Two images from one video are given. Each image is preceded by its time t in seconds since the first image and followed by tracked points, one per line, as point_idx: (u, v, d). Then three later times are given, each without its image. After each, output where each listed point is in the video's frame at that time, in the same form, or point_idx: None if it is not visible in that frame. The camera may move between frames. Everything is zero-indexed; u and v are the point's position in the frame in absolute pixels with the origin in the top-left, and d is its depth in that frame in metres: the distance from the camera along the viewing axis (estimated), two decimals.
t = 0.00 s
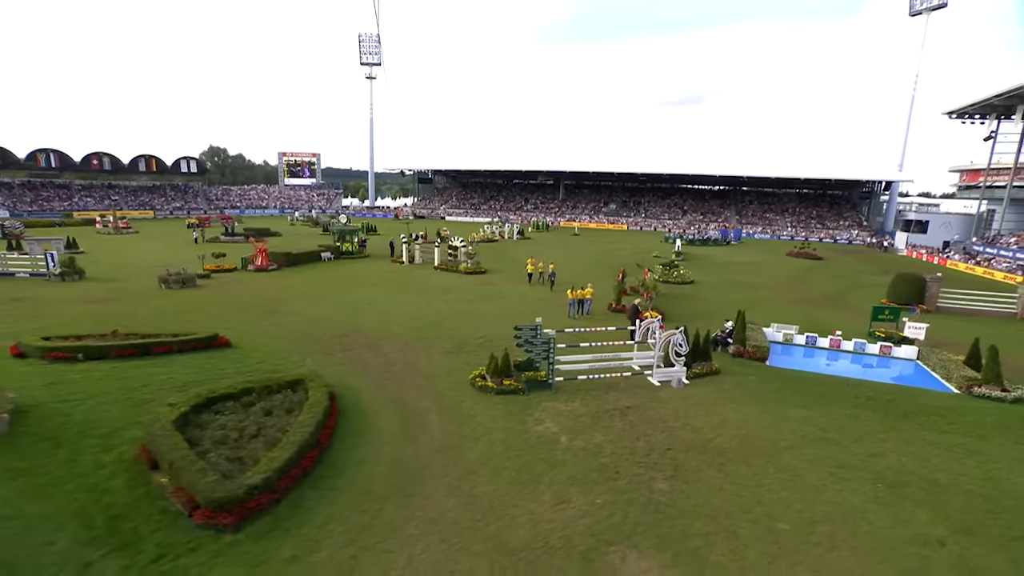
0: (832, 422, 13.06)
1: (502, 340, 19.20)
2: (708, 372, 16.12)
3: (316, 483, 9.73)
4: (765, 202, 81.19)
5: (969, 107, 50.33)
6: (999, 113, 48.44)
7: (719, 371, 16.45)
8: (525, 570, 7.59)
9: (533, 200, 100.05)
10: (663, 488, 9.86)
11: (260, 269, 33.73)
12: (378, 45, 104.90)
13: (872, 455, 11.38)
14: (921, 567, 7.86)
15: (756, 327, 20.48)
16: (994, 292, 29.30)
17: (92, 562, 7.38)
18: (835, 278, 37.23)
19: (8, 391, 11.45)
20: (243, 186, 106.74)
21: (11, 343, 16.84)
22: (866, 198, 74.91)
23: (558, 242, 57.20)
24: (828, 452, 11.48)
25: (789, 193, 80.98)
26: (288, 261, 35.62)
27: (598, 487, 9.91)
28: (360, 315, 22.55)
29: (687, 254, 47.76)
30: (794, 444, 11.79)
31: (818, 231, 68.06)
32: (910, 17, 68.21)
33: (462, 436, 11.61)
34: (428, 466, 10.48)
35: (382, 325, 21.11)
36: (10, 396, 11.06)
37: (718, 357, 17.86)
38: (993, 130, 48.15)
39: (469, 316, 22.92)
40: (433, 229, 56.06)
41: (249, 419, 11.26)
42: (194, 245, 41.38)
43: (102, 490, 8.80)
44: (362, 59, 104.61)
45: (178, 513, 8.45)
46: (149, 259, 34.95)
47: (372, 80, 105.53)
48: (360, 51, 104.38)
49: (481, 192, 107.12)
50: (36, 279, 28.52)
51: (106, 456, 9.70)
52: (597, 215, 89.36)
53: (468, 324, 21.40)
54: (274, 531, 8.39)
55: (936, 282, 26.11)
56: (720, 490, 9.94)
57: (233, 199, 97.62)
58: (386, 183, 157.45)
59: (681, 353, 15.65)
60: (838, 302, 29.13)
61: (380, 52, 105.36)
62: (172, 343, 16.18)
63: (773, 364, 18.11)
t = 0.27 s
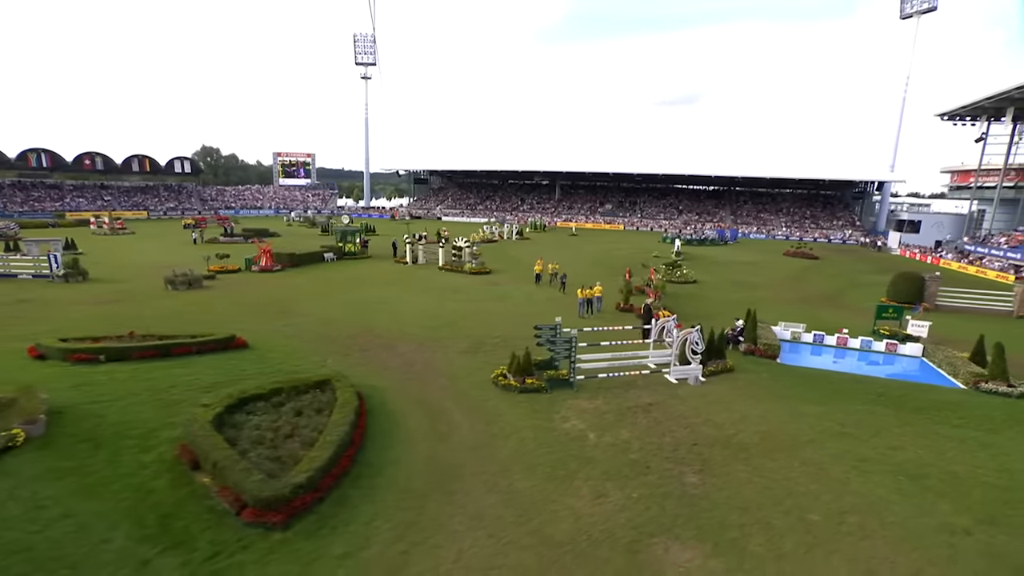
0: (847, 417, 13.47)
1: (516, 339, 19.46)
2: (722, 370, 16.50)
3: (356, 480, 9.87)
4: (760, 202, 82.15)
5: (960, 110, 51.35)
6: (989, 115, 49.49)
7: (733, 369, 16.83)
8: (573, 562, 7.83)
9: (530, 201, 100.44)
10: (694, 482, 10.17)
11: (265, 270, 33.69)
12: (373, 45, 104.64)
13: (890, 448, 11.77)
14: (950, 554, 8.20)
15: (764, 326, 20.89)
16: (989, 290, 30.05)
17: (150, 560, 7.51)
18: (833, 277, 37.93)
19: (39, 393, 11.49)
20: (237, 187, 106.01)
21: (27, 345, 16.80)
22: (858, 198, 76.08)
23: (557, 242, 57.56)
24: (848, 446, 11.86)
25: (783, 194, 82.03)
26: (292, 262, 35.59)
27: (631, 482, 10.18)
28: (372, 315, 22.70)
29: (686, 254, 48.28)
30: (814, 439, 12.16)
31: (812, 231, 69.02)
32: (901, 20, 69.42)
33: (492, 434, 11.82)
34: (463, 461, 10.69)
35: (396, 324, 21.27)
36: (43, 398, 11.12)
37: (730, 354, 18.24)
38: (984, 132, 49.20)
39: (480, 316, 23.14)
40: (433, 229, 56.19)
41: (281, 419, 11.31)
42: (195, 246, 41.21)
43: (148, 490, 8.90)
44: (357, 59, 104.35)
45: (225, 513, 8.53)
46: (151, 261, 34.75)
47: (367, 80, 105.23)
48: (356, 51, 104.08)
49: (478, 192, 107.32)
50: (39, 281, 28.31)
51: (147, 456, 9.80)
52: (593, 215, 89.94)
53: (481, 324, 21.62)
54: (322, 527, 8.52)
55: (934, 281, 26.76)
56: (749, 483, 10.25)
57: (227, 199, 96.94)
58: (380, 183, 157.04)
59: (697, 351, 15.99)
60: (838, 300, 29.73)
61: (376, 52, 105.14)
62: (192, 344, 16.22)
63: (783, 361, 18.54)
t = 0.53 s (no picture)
0: (860, 413, 13.79)
1: (530, 338, 19.66)
2: (735, 368, 16.78)
3: (389, 476, 10.00)
4: (756, 202, 82.85)
5: (955, 111, 52.09)
6: (983, 116, 50.24)
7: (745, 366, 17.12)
8: (612, 555, 8.03)
9: (527, 200, 100.61)
10: (720, 478, 10.40)
11: (269, 269, 33.65)
12: (370, 44, 104.37)
13: (905, 443, 12.07)
14: (972, 544, 8.50)
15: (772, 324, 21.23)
16: (986, 289, 30.62)
17: (198, 556, 7.62)
18: (833, 277, 38.45)
19: (67, 393, 11.53)
20: (233, 187, 105.38)
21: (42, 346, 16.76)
22: (853, 198, 77.00)
23: (557, 242, 57.79)
24: (864, 441, 12.15)
25: (779, 194, 82.80)
26: (296, 262, 35.55)
27: (658, 477, 10.39)
28: (382, 314, 22.78)
29: (686, 254, 48.67)
30: (831, 434, 12.45)
31: (809, 231, 69.72)
32: (895, 23, 70.29)
33: (518, 431, 12.00)
34: (492, 457, 10.85)
35: (408, 323, 21.39)
36: (72, 398, 11.15)
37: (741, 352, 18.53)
38: (978, 133, 49.98)
39: (490, 315, 23.31)
40: (433, 229, 56.25)
41: (310, 418, 11.35)
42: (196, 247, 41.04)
43: (187, 488, 8.97)
44: (354, 59, 104.00)
45: (266, 511, 8.59)
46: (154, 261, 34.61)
47: (364, 79, 104.91)
48: (353, 50, 103.72)
49: (475, 191, 107.37)
50: (43, 281, 28.14)
51: (181, 455, 9.88)
52: (591, 215, 90.31)
53: (492, 323, 21.80)
54: (362, 522, 8.66)
55: (934, 281, 27.25)
56: (772, 478, 10.50)
57: (223, 199, 96.37)
58: (376, 182, 156.67)
59: (712, 350, 16.25)
60: (840, 299, 30.19)
61: (373, 52, 104.88)
62: (209, 344, 16.25)
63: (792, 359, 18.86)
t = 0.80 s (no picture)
0: (874, 408, 14.17)
1: (544, 337, 19.88)
2: (749, 365, 17.12)
3: (426, 473, 10.16)
4: (751, 202, 83.71)
5: (947, 112, 53.03)
6: (974, 117, 51.23)
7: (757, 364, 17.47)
8: (653, 547, 8.26)
9: (524, 200, 100.87)
10: (747, 472, 10.68)
11: (274, 270, 33.60)
12: (365, 44, 104.09)
13: (921, 436, 12.44)
14: (996, 531, 8.84)
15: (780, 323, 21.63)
16: (982, 287, 31.31)
17: (252, 552, 7.76)
18: (831, 275, 39.05)
19: (98, 394, 11.56)
20: (227, 187, 104.60)
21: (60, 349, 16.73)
22: (847, 197, 78.07)
23: (557, 241, 58.07)
24: (881, 435, 12.51)
25: (774, 194, 83.71)
26: (300, 262, 35.50)
27: (686, 472, 10.68)
28: (394, 314, 22.90)
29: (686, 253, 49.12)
30: (848, 429, 12.79)
31: (804, 230, 70.59)
32: (887, 25, 71.39)
33: (546, 429, 12.21)
34: (524, 454, 11.05)
35: (421, 323, 21.51)
36: (106, 399, 11.20)
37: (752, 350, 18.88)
38: (970, 134, 50.97)
39: (501, 314, 23.50)
40: (433, 229, 56.30)
41: (342, 417, 11.41)
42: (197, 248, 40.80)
43: (231, 486, 9.08)
44: (350, 58, 103.63)
45: (312, 509, 8.69)
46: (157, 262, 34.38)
47: (359, 79, 104.55)
48: (348, 50, 103.36)
49: (471, 191, 107.45)
50: (47, 283, 27.92)
51: (221, 454, 9.95)
52: (587, 215, 90.76)
53: (504, 322, 21.99)
54: (407, 517, 8.82)
55: (933, 279, 27.82)
56: (798, 471, 10.79)
57: (218, 199, 95.68)
58: (371, 182, 156.21)
59: (726, 347, 16.56)
60: (841, 297, 30.71)
61: (368, 51, 104.61)
62: (229, 345, 16.29)
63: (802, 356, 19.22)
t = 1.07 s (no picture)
0: (888, 404, 14.54)
1: (558, 337, 20.12)
2: (762, 363, 17.46)
3: (464, 470, 10.35)
4: (747, 202, 84.54)
5: (940, 114, 53.95)
6: (967, 119, 52.14)
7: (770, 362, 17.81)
8: (694, 540, 8.52)
9: (521, 201, 101.15)
10: (775, 467, 10.96)
11: (280, 272, 33.61)
12: (361, 45, 103.95)
13: (936, 430, 12.82)
14: (1018, 520, 9.19)
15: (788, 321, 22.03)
16: (979, 285, 31.95)
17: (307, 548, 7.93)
18: (831, 274, 39.64)
19: (132, 396, 11.66)
20: (222, 189, 103.98)
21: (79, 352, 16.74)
22: (841, 197, 79.06)
23: (557, 242, 58.39)
24: (898, 429, 12.86)
25: (769, 194, 84.61)
26: (305, 264, 35.52)
27: (715, 467, 10.96)
28: (407, 315, 23.05)
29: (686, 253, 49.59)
30: (866, 424, 13.12)
31: (799, 230, 71.41)
32: (879, 27, 72.45)
33: (574, 427, 12.44)
34: (556, 451, 11.27)
35: (435, 324, 21.68)
36: (141, 401, 11.31)
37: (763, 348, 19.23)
38: (962, 135, 51.88)
39: (513, 315, 23.72)
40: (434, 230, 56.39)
41: (375, 417, 11.49)
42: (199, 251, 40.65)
43: (277, 484, 9.23)
44: (345, 60, 103.40)
45: (357, 508, 8.76)
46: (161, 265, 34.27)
47: (355, 80, 104.36)
48: (344, 51, 103.14)
49: (468, 192, 107.57)
50: (53, 286, 27.79)
51: (261, 455, 10.05)
52: (585, 215, 91.21)
53: (517, 322, 22.22)
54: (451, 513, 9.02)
55: (933, 278, 28.35)
56: (823, 465, 11.11)
57: (213, 201, 95.15)
58: (366, 184, 155.86)
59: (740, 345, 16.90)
60: (843, 296, 31.24)
61: (364, 52, 104.47)
62: (250, 346, 16.40)
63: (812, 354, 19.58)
